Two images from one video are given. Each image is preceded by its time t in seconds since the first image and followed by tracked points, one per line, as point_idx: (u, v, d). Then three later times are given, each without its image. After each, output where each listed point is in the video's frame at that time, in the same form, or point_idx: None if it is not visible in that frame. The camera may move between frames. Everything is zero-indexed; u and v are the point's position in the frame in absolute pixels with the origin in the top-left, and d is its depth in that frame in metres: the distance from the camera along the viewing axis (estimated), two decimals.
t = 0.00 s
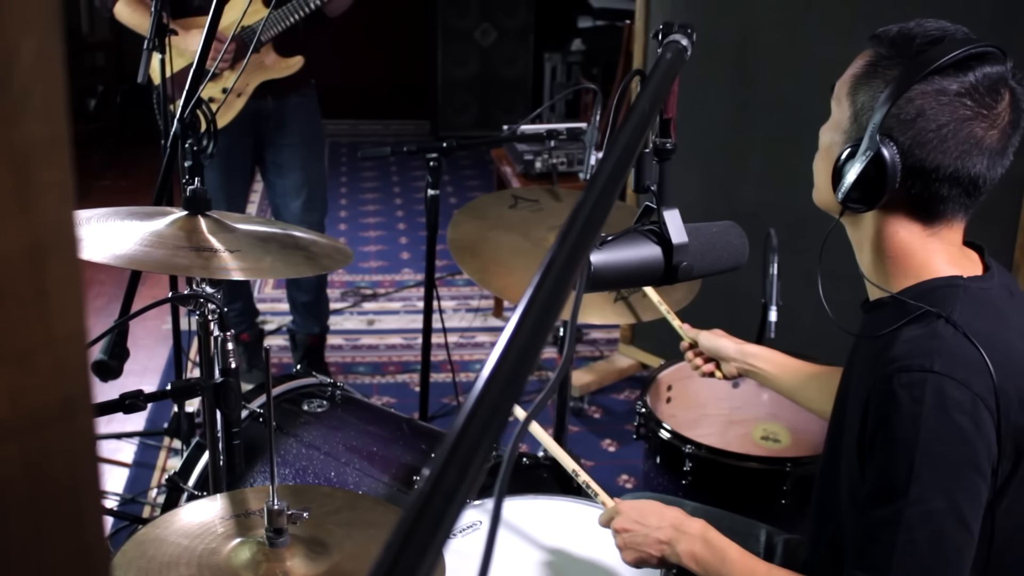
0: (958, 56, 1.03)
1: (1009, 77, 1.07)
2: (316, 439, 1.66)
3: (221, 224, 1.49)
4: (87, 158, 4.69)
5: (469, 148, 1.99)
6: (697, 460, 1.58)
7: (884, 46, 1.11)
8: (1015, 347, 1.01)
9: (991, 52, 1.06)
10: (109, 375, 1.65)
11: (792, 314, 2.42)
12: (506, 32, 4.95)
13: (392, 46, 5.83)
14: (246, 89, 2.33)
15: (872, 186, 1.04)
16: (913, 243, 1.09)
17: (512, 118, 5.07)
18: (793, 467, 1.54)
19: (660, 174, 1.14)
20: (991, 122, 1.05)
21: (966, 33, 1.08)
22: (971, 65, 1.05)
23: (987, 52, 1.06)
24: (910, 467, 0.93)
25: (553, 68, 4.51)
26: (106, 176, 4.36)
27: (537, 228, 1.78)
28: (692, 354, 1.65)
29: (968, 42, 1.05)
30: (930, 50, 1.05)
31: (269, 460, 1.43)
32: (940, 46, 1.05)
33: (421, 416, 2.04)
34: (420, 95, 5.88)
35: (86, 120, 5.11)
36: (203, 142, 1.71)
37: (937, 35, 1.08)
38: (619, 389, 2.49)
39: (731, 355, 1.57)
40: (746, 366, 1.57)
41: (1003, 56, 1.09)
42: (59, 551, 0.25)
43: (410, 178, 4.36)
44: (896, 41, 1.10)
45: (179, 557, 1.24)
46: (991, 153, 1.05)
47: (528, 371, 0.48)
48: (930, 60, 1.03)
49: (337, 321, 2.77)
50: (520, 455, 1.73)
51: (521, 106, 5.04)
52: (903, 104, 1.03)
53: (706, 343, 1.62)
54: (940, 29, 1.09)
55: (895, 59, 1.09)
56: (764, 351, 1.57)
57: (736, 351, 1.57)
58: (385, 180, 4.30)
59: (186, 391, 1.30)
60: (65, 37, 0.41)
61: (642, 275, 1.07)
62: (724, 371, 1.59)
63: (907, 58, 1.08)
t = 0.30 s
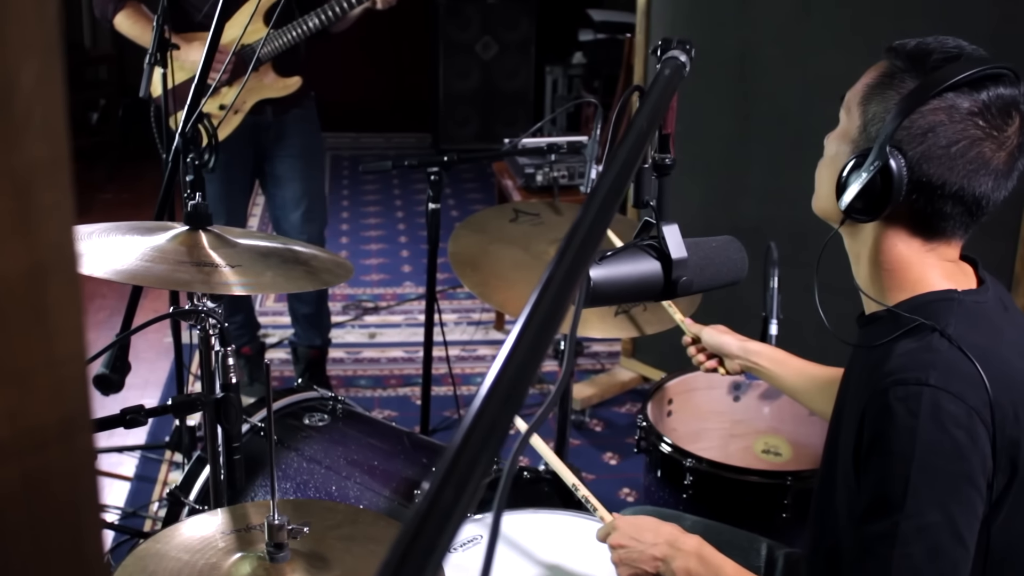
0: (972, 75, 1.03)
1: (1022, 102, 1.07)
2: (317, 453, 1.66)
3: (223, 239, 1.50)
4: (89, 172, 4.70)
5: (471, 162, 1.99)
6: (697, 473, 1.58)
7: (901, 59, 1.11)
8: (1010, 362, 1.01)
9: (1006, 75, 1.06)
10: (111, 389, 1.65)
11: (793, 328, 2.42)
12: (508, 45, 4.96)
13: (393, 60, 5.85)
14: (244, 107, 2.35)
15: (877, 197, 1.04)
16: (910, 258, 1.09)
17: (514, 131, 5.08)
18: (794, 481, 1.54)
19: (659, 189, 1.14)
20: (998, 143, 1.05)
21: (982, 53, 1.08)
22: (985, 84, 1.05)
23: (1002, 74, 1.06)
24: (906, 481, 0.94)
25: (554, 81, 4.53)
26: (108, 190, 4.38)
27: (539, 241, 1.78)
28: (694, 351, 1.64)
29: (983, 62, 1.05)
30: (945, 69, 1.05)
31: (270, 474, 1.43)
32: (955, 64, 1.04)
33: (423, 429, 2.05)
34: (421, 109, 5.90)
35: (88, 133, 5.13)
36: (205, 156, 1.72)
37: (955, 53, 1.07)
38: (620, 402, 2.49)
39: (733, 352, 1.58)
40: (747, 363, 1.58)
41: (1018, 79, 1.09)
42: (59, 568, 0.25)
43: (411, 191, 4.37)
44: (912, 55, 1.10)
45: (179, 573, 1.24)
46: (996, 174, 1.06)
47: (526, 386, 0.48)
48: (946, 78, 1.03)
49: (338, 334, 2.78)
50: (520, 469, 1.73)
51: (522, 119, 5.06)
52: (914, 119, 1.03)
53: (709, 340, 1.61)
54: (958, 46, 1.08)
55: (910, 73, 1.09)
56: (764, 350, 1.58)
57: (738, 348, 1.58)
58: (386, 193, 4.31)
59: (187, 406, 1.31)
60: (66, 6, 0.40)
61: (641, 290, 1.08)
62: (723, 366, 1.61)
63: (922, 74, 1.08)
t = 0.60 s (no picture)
0: (968, 89, 1.03)
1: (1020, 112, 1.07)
2: (317, 463, 1.66)
3: (222, 249, 1.51)
4: (90, 182, 4.72)
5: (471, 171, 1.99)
6: (697, 482, 1.58)
7: (895, 72, 1.10)
8: (1012, 375, 1.01)
9: (1003, 85, 1.06)
10: (111, 399, 1.65)
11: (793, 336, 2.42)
12: (508, 54, 4.97)
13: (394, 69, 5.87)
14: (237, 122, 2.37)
15: (876, 213, 1.04)
16: (912, 271, 1.09)
17: (515, 140, 5.09)
18: (794, 489, 1.54)
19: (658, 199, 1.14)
20: (997, 155, 1.05)
21: (978, 63, 1.08)
22: (981, 97, 1.05)
23: (999, 86, 1.05)
24: (910, 498, 0.93)
25: (555, 90, 4.54)
26: (109, 199, 4.39)
27: (539, 250, 1.78)
28: (693, 368, 1.62)
29: (979, 74, 1.05)
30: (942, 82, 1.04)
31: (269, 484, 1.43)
32: (951, 77, 1.04)
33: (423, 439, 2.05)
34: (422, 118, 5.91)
35: (89, 143, 5.15)
36: (206, 166, 1.74)
37: (951, 65, 1.07)
38: (621, 411, 2.49)
39: (732, 358, 1.58)
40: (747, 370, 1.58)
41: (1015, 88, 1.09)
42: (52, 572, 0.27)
43: (412, 200, 4.38)
44: (908, 68, 1.10)
45: None
46: (996, 186, 1.05)
47: (524, 395, 0.48)
48: (943, 92, 1.03)
49: (339, 343, 2.78)
50: (520, 478, 1.73)
51: (523, 127, 5.07)
52: (912, 135, 1.03)
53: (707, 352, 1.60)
54: (954, 59, 1.08)
55: (906, 87, 1.09)
56: (759, 354, 1.59)
57: (735, 354, 1.58)
58: (387, 203, 4.32)
59: (186, 416, 1.31)
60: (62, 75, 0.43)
61: (640, 300, 1.08)
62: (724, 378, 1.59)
63: (918, 87, 1.07)
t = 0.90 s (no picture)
0: (956, 101, 1.03)
1: (1008, 123, 1.07)
2: (320, 476, 1.66)
3: (225, 263, 1.51)
4: (92, 195, 4.74)
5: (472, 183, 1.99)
6: (700, 495, 1.58)
7: (882, 90, 1.11)
8: (1017, 388, 1.01)
9: (990, 97, 1.06)
10: (113, 413, 1.66)
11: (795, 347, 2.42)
12: (510, 66, 4.98)
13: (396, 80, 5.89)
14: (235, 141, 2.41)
15: (870, 229, 1.04)
16: (912, 285, 1.09)
17: (516, 151, 5.10)
18: (797, 502, 1.53)
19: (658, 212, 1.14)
20: (988, 167, 1.05)
21: (965, 76, 1.08)
22: (969, 110, 1.05)
23: (986, 98, 1.06)
24: (922, 513, 0.93)
25: (556, 102, 4.56)
26: (111, 212, 4.41)
27: (541, 263, 1.79)
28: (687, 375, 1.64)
29: (966, 86, 1.05)
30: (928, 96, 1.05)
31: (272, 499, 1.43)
32: (938, 90, 1.04)
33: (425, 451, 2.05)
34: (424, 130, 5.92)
35: (91, 156, 5.17)
36: (207, 180, 1.74)
37: (936, 79, 1.07)
38: (623, 422, 2.49)
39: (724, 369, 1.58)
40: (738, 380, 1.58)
41: (1003, 100, 1.09)
42: None
43: (414, 213, 4.39)
44: (894, 84, 1.10)
45: None
46: (989, 198, 1.05)
47: (526, 409, 0.48)
48: (930, 105, 1.03)
49: (341, 356, 2.79)
50: (523, 491, 1.73)
51: (525, 139, 5.08)
52: (902, 149, 1.03)
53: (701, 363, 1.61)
54: (940, 72, 1.08)
55: (894, 102, 1.09)
56: (754, 364, 1.60)
57: (728, 365, 1.59)
58: (388, 215, 4.33)
59: (189, 431, 1.31)
60: (63, 28, 0.42)
61: (641, 314, 1.08)
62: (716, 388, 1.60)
63: (906, 102, 1.08)
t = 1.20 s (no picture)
0: (933, 112, 1.04)
1: (986, 130, 1.08)
2: (321, 489, 1.66)
3: (227, 277, 1.52)
4: (94, 207, 4.75)
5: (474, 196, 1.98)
6: (702, 507, 1.57)
7: (861, 105, 1.12)
8: (1017, 400, 1.01)
9: (966, 106, 1.07)
10: (115, 426, 1.66)
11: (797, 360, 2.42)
12: (512, 78, 5.00)
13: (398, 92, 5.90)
14: (238, 155, 2.42)
15: (857, 243, 1.05)
16: (906, 298, 1.09)
17: (518, 163, 5.12)
18: (799, 514, 1.53)
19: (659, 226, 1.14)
20: (970, 175, 1.06)
21: (941, 87, 1.09)
22: (947, 120, 1.06)
23: (964, 107, 1.06)
24: (927, 525, 0.93)
25: (558, 114, 4.58)
26: (113, 224, 4.42)
27: (542, 275, 1.79)
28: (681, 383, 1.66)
29: (943, 97, 1.06)
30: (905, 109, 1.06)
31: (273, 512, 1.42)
32: (915, 103, 1.06)
33: (427, 463, 2.05)
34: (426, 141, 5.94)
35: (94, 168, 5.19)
36: (209, 194, 1.75)
37: (912, 93, 1.08)
38: (625, 434, 2.49)
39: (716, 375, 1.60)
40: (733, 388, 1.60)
41: (981, 108, 1.10)
42: None
43: (416, 225, 4.40)
44: (871, 100, 1.11)
45: None
46: (973, 206, 1.06)
47: (529, 421, 0.48)
48: (907, 117, 1.04)
49: (343, 368, 2.79)
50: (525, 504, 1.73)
51: (526, 150, 5.09)
52: (882, 162, 1.04)
53: (695, 371, 1.64)
54: (915, 85, 1.09)
55: (872, 118, 1.10)
56: (749, 373, 1.60)
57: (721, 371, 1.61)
58: (391, 227, 4.34)
59: (191, 445, 1.31)
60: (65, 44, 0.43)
61: (642, 327, 1.08)
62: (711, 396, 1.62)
63: (884, 117, 1.09)
